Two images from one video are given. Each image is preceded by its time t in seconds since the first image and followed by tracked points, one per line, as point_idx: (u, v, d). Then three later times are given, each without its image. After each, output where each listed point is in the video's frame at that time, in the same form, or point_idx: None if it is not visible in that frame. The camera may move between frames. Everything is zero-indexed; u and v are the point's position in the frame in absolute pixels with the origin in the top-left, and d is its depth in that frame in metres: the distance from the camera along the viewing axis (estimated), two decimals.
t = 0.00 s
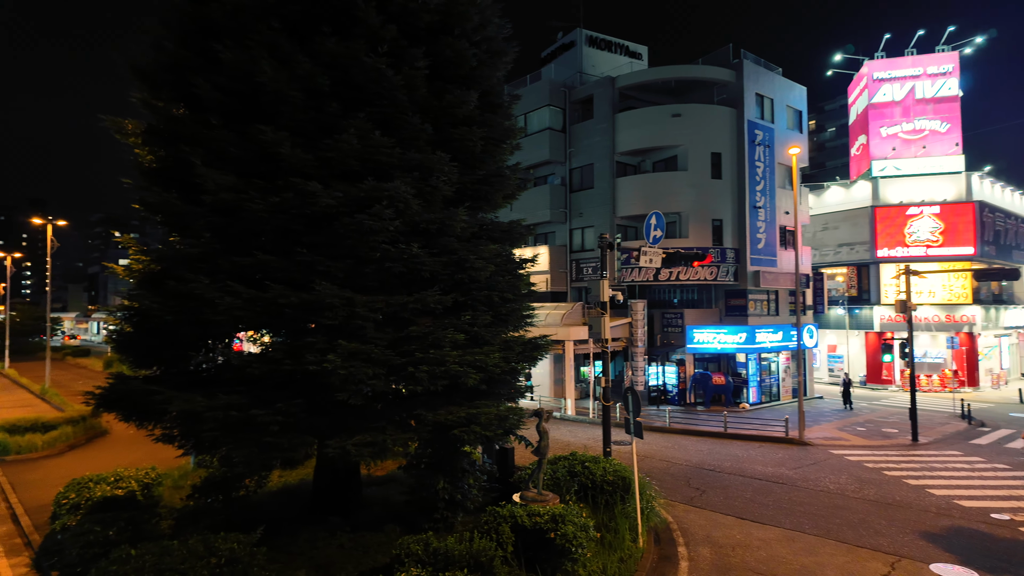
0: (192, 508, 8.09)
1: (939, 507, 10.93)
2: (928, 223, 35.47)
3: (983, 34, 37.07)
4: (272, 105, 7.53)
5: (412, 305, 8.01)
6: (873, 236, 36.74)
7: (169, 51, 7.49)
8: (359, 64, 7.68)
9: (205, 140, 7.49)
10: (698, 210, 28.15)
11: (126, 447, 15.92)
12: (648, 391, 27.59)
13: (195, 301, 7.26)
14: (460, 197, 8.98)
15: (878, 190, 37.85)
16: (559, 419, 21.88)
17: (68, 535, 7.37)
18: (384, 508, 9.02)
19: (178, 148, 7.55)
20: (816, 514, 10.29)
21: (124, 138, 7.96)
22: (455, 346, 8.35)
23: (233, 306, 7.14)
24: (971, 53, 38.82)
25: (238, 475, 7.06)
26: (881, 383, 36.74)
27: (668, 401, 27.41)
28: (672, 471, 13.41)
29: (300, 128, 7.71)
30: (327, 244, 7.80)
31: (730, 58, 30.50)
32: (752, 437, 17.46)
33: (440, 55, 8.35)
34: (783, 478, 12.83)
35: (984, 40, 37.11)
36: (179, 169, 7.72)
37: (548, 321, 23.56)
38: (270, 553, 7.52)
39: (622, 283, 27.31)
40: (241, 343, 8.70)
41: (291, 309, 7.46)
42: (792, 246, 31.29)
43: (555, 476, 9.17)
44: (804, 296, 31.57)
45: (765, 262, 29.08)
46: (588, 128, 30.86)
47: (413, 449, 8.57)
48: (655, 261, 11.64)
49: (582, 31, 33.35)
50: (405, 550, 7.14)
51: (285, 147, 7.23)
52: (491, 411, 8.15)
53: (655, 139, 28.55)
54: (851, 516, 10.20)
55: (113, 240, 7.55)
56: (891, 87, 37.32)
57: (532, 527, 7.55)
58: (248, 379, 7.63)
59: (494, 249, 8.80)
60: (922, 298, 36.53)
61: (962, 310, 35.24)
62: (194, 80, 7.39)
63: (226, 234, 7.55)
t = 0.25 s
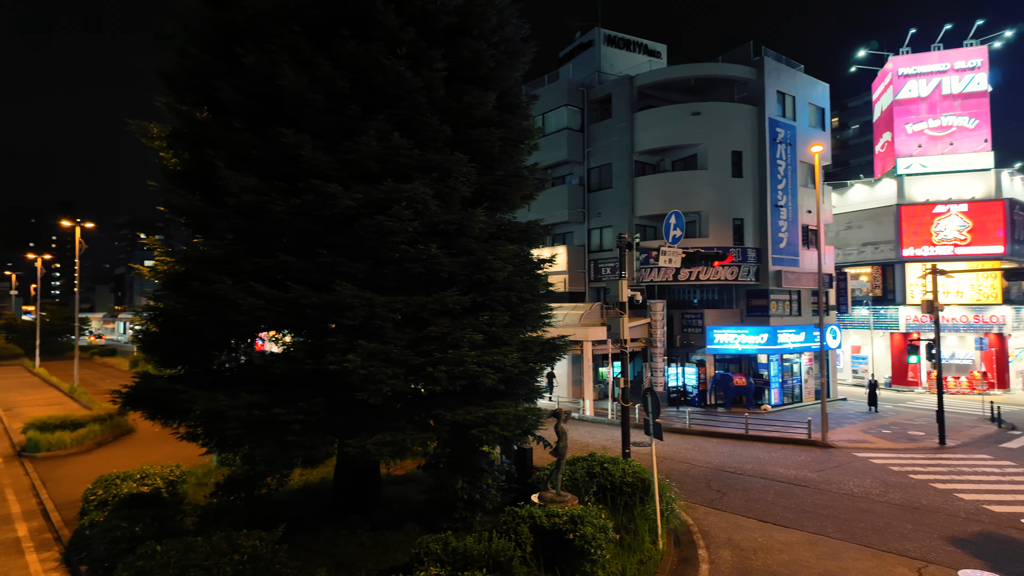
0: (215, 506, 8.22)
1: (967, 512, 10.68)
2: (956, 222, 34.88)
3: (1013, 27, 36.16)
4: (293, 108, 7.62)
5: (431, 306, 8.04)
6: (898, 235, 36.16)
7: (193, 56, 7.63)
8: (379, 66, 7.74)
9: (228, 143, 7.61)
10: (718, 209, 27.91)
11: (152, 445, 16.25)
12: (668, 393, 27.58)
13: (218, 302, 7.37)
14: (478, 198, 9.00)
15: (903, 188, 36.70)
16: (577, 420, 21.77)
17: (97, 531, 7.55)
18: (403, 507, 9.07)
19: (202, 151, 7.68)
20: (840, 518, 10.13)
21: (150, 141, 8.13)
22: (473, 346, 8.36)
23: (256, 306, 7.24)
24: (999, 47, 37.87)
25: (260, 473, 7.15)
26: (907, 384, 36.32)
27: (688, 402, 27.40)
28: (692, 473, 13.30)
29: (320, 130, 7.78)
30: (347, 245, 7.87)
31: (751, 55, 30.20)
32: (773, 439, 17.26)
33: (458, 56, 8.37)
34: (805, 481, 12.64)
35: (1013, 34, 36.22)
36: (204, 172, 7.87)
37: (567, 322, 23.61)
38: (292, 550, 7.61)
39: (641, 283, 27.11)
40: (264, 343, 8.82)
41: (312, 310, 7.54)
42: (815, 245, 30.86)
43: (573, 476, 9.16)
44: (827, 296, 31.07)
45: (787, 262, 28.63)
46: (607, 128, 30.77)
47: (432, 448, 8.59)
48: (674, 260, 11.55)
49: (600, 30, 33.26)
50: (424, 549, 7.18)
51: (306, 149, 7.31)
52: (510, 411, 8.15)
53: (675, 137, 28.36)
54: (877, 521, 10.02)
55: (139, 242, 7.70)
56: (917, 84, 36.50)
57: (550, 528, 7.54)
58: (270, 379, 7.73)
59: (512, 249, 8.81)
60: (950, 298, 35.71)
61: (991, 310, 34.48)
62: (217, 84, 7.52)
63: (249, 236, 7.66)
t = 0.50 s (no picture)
0: (237, 503, 8.33)
1: (996, 517, 10.43)
2: (984, 220, 34.13)
3: None
4: (313, 110, 7.70)
5: (449, 306, 8.06)
6: (925, 234, 35.54)
7: (216, 60, 7.76)
8: (397, 68, 7.78)
9: (250, 145, 7.72)
10: (738, 208, 27.63)
11: (176, 443, 16.52)
12: (687, 394, 27.07)
13: (241, 302, 7.48)
14: (496, 198, 9.01)
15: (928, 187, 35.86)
16: (596, 421, 21.61)
17: (124, 526, 7.70)
18: (422, 506, 9.11)
19: (224, 154, 7.79)
20: (864, 522, 9.96)
21: (174, 144, 8.28)
22: (491, 346, 8.36)
23: (277, 306, 7.33)
24: None
25: (282, 472, 7.23)
26: (935, 386, 35.71)
27: (708, 404, 26.78)
28: (712, 475, 13.16)
29: (340, 133, 7.85)
30: (367, 246, 7.94)
31: (772, 52, 29.91)
32: (795, 441, 17.03)
33: (476, 57, 8.39)
34: (828, 484, 12.45)
35: None
36: (226, 174, 7.99)
37: (585, 322, 23.55)
38: (312, 548, 7.68)
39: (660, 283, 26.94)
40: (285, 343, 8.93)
41: (332, 310, 7.60)
42: (838, 244, 30.45)
43: (592, 477, 9.15)
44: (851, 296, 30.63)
45: (808, 262, 28.24)
46: (625, 127, 30.66)
47: (450, 448, 8.60)
48: (694, 260, 11.48)
49: (618, 29, 33.16)
50: (443, 548, 7.20)
51: (326, 151, 7.37)
52: (528, 412, 8.15)
53: (694, 136, 28.14)
54: (902, 525, 9.83)
55: (164, 244, 7.84)
56: (943, 79, 35.74)
57: (569, 529, 7.54)
58: (292, 378, 7.82)
59: (530, 249, 8.80)
60: (978, 298, 34.81)
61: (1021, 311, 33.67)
62: (239, 88, 7.63)
63: (270, 237, 7.76)
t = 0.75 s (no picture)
0: (259, 501, 8.43)
1: None
2: (1012, 218, 33.34)
3: None
4: (332, 112, 7.78)
5: (466, 306, 8.06)
6: (950, 233, 34.89)
7: (238, 64, 7.88)
8: (415, 70, 7.82)
9: (271, 148, 7.82)
10: (758, 207, 27.30)
11: (199, 441, 16.79)
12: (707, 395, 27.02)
13: (262, 303, 7.58)
14: (513, 199, 9.01)
15: (955, 184, 35.34)
16: (613, 422, 21.44)
17: (149, 522, 7.84)
18: (440, 505, 9.13)
19: (246, 156, 7.91)
20: (888, 525, 9.78)
21: (197, 147, 8.43)
22: (508, 347, 8.35)
23: (298, 306, 7.41)
24: None
25: (302, 470, 7.29)
26: (961, 388, 34.87)
27: (728, 405, 26.80)
28: (732, 477, 13.03)
29: (359, 134, 7.89)
30: (386, 246, 7.99)
31: (793, 49, 29.53)
32: (817, 443, 16.78)
33: (494, 58, 8.40)
34: (851, 487, 12.25)
35: None
36: (248, 176, 8.10)
37: (602, 322, 23.39)
38: (332, 546, 7.76)
39: (679, 283, 26.79)
40: (305, 342, 9.03)
41: (352, 310, 7.66)
42: (862, 243, 29.90)
43: (610, 479, 9.12)
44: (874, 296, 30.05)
45: (830, 261, 27.81)
46: (643, 126, 30.53)
47: (467, 449, 8.59)
48: (713, 260, 11.38)
49: (636, 28, 33.02)
50: (461, 548, 7.22)
51: (345, 153, 7.44)
52: (545, 412, 8.13)
53: (713, 134, 27.90)
54: (928, 529, 9.64)
55: (187, 245, 7.97)
56: (970, 74, 34.81)
57: (586, 531, 7.51)
58: (312, 377, 7.90)
59: (547, 250, 8.78)
60: (1007, 298, 33.93)
61: None
62: (261, 91, 7.74)
63: (290, 237, 7.84)
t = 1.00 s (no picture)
0: (278, 499, 8.52)
1: None
2: None
3: None
4: (350, 114, 7.84)
5: (483, 306, 8.05)
6: (976, 231, 34.05)
7: (258, 68, 8.00)
8: (432, 71, 7.85)
9: (290, 150, 7.91)
10: (778, 206, 27.01)
11: (220, 440, 17.03)
12: (726, 396, 26.82)
13: (281, 303, 7.67)
14: (530, 199, 9.00)
15: (981, 181, 34.49)
16: (630, 423, 21.32)
17: (171, 519, 7.97)
18: (457, 505, 9.16)
19: (266, 158, 8.01)
20: (913, 530, 9.60)
21: (218, 150, 8.57)
22: (525, 347, 8.34)
23: (317, 306, 7.48)
24: None
25: (320, 469, 7.36)
26: (987, 391, 33.99)
27: (747, 406, 26.38)
28: (751, 479, 12.90)
29: (376, 136, 7.94)
30: (403, 247, 8.02)
31: (813, 46, 29.17)
32: (838, 445, 16.54)
33: (510, 59, 8.40)
34: (873, 490, 12.05)
35: None
36: (267, 178, 8.21)
37: (619, 322, 23.29)
38: (350, 545, 7.82)
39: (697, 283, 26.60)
40: (324, 343, 9.11)
41: (369, 310, 7.70)
42: (883, 242, 29.38)
43: (627, 480, 9.10)
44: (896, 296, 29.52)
45: (852, 260, 27.40)
46: (660, 125, 30.36)
47: (484, 448, 8.59)
48: (732, 259, 11.31)
49: (653, 26, 32.88)
50: (478, 547, 7.22)
51: (363, 155, 7.49)
52: (561, 413, 8.11)
53: (732, 133, 27.67)
54: (954, 534, 9.45)
55: (208, 246, 8.10)
56: (996, 69, 34.09)
57: (604, 532, 7.49)
58: (331, 376, 7.98)
59: (563, 250, 8.76)
60: None
61: None
62: (280, 93, 7.83)
63: (308, 238, 7.93)
